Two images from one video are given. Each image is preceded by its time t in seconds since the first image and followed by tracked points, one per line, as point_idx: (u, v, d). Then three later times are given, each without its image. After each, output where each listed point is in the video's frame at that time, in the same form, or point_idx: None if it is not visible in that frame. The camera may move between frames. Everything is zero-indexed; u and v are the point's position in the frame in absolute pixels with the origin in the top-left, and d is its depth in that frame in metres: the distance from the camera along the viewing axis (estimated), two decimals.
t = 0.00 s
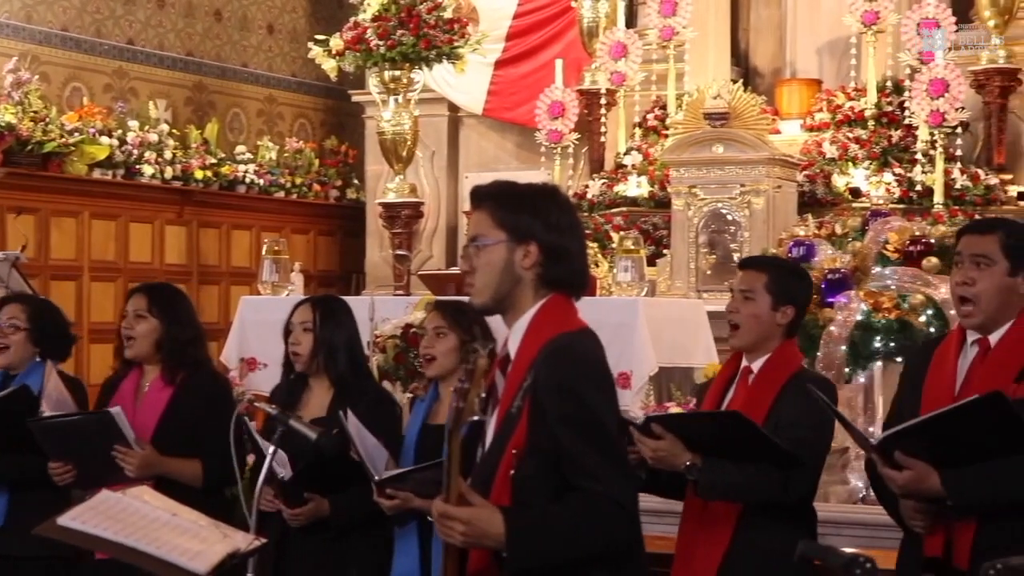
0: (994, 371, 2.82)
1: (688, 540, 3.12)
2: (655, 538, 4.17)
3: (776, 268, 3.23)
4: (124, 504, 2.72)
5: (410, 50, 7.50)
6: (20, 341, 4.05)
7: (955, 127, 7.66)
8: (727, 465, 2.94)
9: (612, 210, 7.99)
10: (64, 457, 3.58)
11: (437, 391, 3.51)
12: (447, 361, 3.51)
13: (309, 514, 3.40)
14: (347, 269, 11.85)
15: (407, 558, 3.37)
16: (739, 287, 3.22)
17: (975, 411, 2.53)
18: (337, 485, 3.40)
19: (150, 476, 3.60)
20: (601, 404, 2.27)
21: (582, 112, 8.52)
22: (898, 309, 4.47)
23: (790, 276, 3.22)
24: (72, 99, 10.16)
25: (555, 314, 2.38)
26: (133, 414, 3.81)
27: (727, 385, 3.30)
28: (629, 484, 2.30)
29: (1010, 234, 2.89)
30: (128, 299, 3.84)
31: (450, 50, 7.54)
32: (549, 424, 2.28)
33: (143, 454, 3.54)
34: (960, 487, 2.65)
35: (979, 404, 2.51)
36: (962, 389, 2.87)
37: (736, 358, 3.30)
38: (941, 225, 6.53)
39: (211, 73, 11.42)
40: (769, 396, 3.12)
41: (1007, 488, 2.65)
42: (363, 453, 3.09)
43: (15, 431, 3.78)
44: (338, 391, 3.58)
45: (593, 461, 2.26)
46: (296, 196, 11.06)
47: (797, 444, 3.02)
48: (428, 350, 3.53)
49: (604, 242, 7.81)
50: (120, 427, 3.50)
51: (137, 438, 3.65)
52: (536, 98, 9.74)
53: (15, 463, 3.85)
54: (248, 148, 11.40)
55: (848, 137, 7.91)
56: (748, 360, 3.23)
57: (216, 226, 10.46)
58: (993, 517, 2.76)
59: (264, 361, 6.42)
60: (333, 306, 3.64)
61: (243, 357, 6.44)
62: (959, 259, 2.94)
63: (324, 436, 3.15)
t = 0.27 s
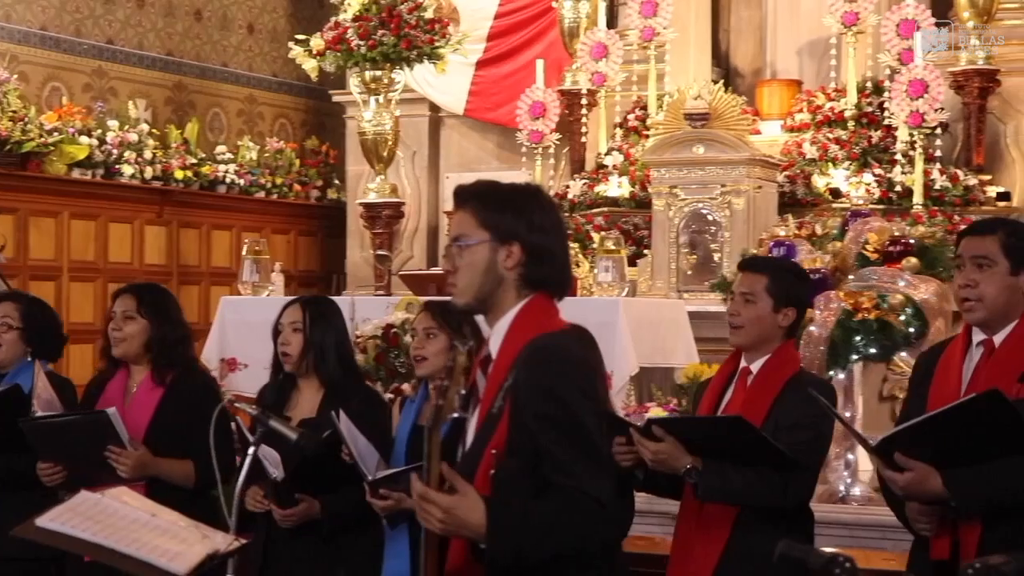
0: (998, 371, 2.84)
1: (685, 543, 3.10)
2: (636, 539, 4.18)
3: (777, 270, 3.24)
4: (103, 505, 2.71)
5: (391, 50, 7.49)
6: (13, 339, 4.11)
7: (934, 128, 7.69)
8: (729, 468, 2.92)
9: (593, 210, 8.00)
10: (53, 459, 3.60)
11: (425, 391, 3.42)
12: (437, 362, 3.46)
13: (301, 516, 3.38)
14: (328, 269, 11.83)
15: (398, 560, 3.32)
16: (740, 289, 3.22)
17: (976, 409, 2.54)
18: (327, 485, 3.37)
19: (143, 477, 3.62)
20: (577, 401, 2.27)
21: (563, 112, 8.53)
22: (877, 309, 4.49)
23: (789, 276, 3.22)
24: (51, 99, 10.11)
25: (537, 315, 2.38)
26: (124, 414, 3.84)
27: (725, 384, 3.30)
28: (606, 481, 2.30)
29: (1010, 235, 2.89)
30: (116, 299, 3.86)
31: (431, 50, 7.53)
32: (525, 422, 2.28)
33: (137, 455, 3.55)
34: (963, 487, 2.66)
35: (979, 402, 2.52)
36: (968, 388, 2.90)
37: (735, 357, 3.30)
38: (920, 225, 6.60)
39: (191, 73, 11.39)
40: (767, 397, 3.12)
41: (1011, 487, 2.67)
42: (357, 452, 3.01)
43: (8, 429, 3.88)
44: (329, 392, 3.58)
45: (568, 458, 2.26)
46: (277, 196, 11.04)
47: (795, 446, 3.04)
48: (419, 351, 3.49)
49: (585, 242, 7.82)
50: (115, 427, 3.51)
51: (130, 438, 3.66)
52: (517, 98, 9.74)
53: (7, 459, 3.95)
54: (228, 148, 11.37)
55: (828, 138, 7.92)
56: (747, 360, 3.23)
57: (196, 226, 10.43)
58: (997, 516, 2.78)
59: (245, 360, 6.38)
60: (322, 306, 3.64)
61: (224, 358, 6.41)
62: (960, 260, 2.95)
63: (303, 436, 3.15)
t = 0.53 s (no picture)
0: (994, 374, 2.84)
1: (679, 545, 3.09)
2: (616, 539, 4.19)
3: (771, 270, 3.19)
4: (79, 506, 2.70)
5: (369, 50, 7.47)
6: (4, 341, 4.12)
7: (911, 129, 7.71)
8: (722, 474, 2.91)
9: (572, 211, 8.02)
10: (44, 459, 3.61)
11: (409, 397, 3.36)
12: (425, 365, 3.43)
13: (283, 515, 3.38)
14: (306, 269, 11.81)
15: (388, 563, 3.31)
16: (735, 293, 3.19)
17: (971, 413, 2.54)
18: (308, 486, 3.35)
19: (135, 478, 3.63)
20: (552, 398, 2.27)
21: (542, 112, 8.54)
22: (854, 309, 4.53)
23: (785, 278, 3.18)
24: (28, 98, 10.06)
25: (514, 316, 2.38)
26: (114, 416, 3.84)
27: (721, 382, 3.28)
28: (583, 477, 2.30)
29: (997, 240, 2.89)
30: (105, 301, 3.88)
31: (410, 50, 7.51)
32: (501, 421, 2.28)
33: (129, 457, 3.57)
34: (959, 490, 2.67)
35: (973, 406, 2.52)
36: (966, 390, 2.91)
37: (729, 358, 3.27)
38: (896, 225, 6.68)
39: (168, 72, 11.35)
40: (760, 402, 3.10)
41: (1008, 490, 2.67)
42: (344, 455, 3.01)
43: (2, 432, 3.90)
44: (315, 395, 3.56)
45: (543, 453, 2.26)
46: (255, 196, 11.01)
47: (788, 452, 3.02)
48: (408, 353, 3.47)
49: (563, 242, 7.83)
50: (107, 429, 3.52)
51: (122, 440, 3.67)
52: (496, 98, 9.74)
53: None
54: (206, 148, 11.34)
55: (805, 139, 7.95)
56: (742, 362, 3.20)
57: (173, 227, 10.40)
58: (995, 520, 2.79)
59: (223, 361, 6.36)
60: (306, 306, 3.62)
61: (202, 358, 6.39)
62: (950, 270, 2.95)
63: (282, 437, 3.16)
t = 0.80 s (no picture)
0: (979, 375, 2.85)
1: (669, 547, 3.09)
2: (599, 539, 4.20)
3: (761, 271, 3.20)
4: (61, 507, 2.69)
5: (352, 50, 7.46)
6: None
7: (893, 129, 7.73)
8: (713, 478, 2.89)
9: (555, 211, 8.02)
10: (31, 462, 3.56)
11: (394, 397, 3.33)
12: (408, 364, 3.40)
13: (260, 516, 3.37)
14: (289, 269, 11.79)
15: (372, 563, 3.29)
16: (724, 295, 3.19)
17: (959, 415, 2.55)
18: (290, 487, 3.32)
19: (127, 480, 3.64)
20: (535, 399, 2.26)
21: (525, 112, 8.54)
22: (838, 310, 4.55)
23: (775, 279, 3.18)
24: (9, 98, 10.01)
25: (497, 316, 2.38)
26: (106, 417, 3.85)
27: (711, 383, 3.29)
28: (565, 477, 2.29)
29: (984, 240, 2.90)
30: (99, 301, 3.87)
31: (393, 50, 7.50)
32: (483, 423, 2.28)
33: (121, 458, 3.59)
34: (946, 491, 2.67)
35: (960, 408, 2.54)
36: (949, 394, 2.91)
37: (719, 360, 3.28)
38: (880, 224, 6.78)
39: (151, 72, 11.33)
40: (748, 405, 3.09)
41: (994, 492, 2.68)
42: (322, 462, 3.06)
43: None
44: (299, 395, 3.55)
45: (526, 454, 2.25)
46: (238, 196, 10.98)
47: (776, 455, 3.00)
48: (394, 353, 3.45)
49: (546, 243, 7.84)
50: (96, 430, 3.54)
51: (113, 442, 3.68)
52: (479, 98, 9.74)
53: None
54: (188, 148, 11.31)
55: (788, 139, 7.98)
56: (732, 363, 3.21)
57: (155, 227, 10.37)
58: (979, 522, 2.79)
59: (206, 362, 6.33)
60: (291, 306, 3.61)
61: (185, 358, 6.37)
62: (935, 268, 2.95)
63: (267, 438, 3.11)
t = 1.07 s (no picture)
0: (952, 374, 2.85)
1: (654, 547, 3.09)
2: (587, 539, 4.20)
3: (747, 272, 3.20)
4: (49, 507, 2.68)
5: (341, 50, 7.44)
6: None
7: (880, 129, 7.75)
8: (702, 476, 2.89)
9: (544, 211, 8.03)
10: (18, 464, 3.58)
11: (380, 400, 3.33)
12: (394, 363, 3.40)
13: (238, 515, 3.37)
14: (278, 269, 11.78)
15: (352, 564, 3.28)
16: (710, 296, 3.19)
17: (942, 414, 2.56)
18: (271, 487, 3.32)
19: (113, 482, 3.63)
20: (523, 400, 2.26)
21: (513, 112, 8.54)
22: (826, 310, 4.55)
23: (759, 279, 3.19)
24: None
25: (483, 316, 2.38)
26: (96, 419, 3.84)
27: (697, 383, 3.29)
28: (552, 476, 2.30)
29: (966, 238, 2.91)
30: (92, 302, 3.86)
31: (381, 50, 7.50)
32: (471, 423, 2.28)
33: (104, 461, 3.57)
34: (926, 490, 2.68)
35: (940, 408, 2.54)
36: (921, 392, 2.90)
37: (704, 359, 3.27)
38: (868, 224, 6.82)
39: (138, 72, 11.30)
40: (734, 406, 3.10)
41: (973, 489, 2.69)
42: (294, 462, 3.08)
43: None
44: (283, 394, 3.54)
45: (514, 454, 2.26)
46: (226, 196, 10.95)
47: (761, 454, 3.00)
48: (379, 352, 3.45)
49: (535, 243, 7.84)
50: (78, 431, 3.53)
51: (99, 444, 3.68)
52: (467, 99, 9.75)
53: None
54: (177, 148, 11.29)
55: (776, 140, 7.98)
56: (717, 362, 3.21)
57: (143, 227, 10.35)
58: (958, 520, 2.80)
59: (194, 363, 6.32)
60: (278, 307, 3.60)
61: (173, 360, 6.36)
62: (915, 262, 2.96)
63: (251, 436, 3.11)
